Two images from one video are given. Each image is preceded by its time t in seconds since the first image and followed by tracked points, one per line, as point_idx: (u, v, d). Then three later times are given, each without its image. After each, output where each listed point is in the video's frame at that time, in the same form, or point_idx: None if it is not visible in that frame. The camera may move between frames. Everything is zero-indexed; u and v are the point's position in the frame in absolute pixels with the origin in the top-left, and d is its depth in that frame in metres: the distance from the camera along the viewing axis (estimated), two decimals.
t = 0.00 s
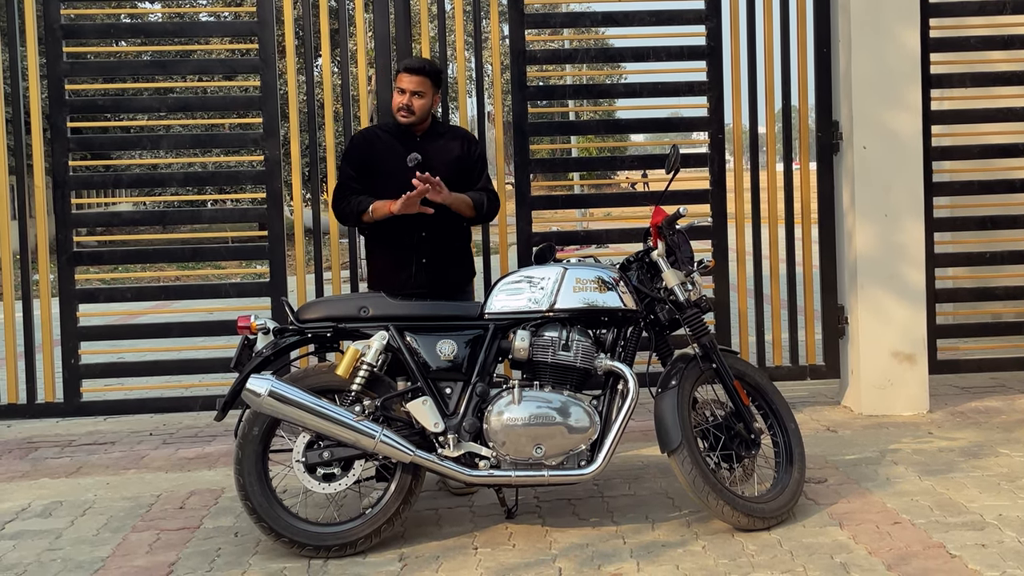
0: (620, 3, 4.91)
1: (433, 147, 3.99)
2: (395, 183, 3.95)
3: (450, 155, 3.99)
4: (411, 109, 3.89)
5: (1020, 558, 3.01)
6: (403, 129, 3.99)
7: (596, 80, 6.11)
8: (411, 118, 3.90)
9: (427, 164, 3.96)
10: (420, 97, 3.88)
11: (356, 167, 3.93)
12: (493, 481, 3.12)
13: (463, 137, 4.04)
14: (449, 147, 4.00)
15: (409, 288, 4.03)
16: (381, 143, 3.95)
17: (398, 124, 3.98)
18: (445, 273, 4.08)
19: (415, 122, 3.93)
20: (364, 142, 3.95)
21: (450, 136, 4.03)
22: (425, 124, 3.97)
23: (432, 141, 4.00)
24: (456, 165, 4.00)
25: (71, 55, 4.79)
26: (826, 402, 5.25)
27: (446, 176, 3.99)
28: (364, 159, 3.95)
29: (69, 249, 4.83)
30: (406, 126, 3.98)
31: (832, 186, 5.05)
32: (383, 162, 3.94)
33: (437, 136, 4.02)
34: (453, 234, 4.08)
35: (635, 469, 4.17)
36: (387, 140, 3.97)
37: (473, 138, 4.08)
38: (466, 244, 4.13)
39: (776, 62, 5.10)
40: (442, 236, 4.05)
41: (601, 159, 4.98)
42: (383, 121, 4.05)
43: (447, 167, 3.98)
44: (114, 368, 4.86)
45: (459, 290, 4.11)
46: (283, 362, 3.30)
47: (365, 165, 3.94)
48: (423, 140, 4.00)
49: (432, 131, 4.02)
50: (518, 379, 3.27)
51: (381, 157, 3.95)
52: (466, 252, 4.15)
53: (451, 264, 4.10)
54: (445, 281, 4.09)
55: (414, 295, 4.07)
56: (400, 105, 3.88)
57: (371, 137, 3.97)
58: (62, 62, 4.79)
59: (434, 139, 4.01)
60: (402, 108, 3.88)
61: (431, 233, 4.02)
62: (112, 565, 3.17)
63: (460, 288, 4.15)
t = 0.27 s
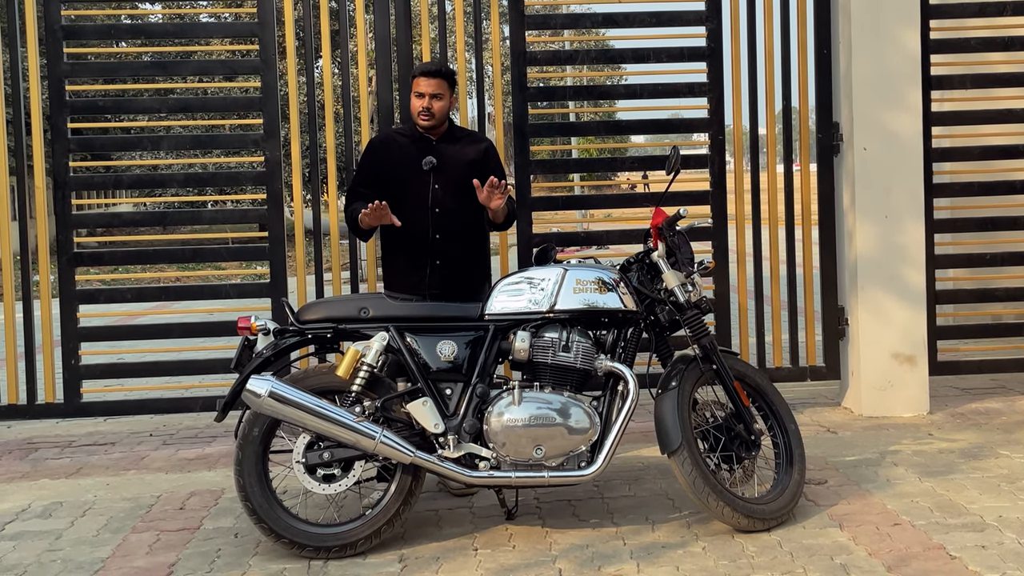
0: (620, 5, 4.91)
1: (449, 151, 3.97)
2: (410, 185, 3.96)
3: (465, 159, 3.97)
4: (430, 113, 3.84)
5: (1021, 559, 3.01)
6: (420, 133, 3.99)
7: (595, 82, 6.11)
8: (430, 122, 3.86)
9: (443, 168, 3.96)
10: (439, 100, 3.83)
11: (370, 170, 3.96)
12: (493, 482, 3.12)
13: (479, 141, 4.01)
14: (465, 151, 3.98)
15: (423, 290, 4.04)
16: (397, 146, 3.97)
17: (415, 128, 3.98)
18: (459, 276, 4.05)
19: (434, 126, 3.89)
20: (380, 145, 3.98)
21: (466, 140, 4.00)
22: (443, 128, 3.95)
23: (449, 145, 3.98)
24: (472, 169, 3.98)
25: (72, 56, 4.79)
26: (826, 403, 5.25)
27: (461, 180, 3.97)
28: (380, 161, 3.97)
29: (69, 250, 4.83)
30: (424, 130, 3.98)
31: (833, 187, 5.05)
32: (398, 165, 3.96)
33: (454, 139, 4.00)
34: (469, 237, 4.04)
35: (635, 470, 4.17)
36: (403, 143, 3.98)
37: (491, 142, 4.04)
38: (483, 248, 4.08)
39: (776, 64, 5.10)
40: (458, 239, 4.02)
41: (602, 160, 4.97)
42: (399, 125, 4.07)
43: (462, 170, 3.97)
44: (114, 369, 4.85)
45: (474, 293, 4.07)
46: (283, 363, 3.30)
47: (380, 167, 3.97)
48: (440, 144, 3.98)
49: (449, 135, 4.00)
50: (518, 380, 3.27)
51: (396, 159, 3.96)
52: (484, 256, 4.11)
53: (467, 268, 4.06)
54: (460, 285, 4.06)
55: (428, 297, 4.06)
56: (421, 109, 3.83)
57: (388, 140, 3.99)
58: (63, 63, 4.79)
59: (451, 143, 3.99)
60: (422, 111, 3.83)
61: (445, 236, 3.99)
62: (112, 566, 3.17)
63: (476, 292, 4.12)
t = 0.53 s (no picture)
0: (621, 6, 4.92)
1: (455, 152, 3.98)
2: (414, 187, 3.98)
3: (471, 161, 3.98)
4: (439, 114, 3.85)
5: (1020, 561, 3.01)
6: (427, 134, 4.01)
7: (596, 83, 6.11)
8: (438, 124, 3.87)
9: (448, 170, 3.97)
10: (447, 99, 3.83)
11: (377, 170, 3.99)
12: (493, 483, 3.12)
13: (486, 143, 4.01)
14: (471, 153, 3.99)
15: (426, 289, 4.05)
16: (403, 148, 3.99)
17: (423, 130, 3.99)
18: (462, 277, 4.04)
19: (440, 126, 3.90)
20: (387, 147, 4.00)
21: (472, 142, 4.01)
22: (449, 129, 3.95)
23: (455, 147, 3.99)
24: (477, 171, 3.98)
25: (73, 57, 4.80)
26: (826, 405, 5.25)
27: (466, 181, 3.98)
28: (386, 163, 3.99)
29: (69, 251, 4.83)
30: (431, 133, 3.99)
31: (833, 189, 5.06)
32: (403, 165, 3.98)
33: (460, 141, 4.01)
34: (474, 238, 4.04)
35: (635, 472, 4.17)
36: (409, 145, 4.00)
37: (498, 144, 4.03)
38: (488, 249, 4.08)
39: (776, 65, 5.11)
40: (462, 240, 4.01)
41: (602, 162, 4.97)
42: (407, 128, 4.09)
43: (467, 172, 3.97)
44: (114, 370, 4.85)
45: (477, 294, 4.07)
46: (283, 364, 3.31)
47: (386, 168, 3.99)
48: (446, 145, 3.99)
49: (456, 137, 4.01)
50: (518, 382, 3.27)
51: (401, 161, 3.98)
52: (489, 258, 4.11)
53: (470, 269, 4.05)
54: (463, 286, 4.06)
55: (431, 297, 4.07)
56: (429, 111, 3.83)
57: (395, 142, 4.01)
58: (63, 64, 4.80)
59: (456, 145, 4.00)
60: (430, 114, 3.84)
61: (450, 236, 3.99)
62: (112, 567, 3.17)
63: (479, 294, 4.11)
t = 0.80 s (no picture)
0: (621, 8, 4.92)
1: (457, 153, 3.97)
2: (415, 187, 3.99)
3: (473, 163, 3.97)
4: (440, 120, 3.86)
5: (1020, 564, 3.01)
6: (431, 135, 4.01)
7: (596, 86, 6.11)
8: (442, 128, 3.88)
9: (450, 171, 3.96)
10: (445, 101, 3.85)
11: (380, 168, 4.03)
12: (493, 485, 3.12)
13: (490, 145, 3.99)
14: (473, 154, 3.97)
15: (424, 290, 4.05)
16: (406, 147, 4.00)
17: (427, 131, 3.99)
18: (460, 278, 4.03)
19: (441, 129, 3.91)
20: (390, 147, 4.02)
21: (476, 143, 4.00)
22: (453, 131, 3.93)
23: (458, 148, 3.98)
24: (479, 173, 3.97)
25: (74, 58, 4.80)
26: (826, 408, 5.25)
27: (467, 183, 3.97)
28: (389, 163, 4.01)
29: (69, 252, 4.83)
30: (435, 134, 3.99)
31: (834, 191, 5.06)
32: (406, 165, 3.99)
33: (463, 142, 4.00)
34: (474, 240, 4.02)
35: (635, 474, 4.17)
36: (412, 145, 4.01)
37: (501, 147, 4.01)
38: (487, 251, 4.06)
39: (777, 67, 5.11)
40: (462, 241, 4.01)
41: (602, 163, 4.97)
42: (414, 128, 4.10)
43: (469, 174, 3.96)
44: (114, 371, 4.85)
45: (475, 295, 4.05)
46: (284, 366, 3.31)
47: (389, 167, 4.01)
48: (449, 147, 3.99)
49: (460, 138, 4.00)
50: (518, 383, 3.27)
51: (403, 161, 4.00)
52: (489, 260, 4.09)
53: (469, 270, 4.04)
54: (461, 287, 4.04)
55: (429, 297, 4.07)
56: (432, 116, 3.84)
57: (399, 142, 4.02)
58: (64, 65, 4.80)
59: (460, 146, 3.99)
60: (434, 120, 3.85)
61: (449, 237, 3.99)
62: (112, 568, 3.17)
63: (478, 295, 4.09)
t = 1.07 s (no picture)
0: (623, 11, 4.93)
1: (452, 156, 3.98)
2: (411, 192, 4.02)
3: (467, 165, 3.97)
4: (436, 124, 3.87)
5: (1021, 567, 3.01)
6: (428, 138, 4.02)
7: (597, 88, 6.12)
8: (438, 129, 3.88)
9: (445, 174, 3.97)
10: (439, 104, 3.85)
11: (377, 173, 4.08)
12: (493, 487, 3.12)
13: (484, 147, 3.98)
14: (468, 157, 3.97)
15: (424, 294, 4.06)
16: (401, 152, 4.04)
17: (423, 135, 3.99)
18: (459, 282, 4.03)
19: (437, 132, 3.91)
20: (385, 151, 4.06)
21: (471, 145, 3.99)
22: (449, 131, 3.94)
23: (454, 150, 3.99)
24: (473, 175, 3.97)
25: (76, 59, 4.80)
26: (827, 410, 5.25)
27: (462, 185, 3.97)
28: (385, 168, 4.05)
29: (71, 253, 4.83)
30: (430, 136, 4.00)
31: (835, 194, 5.06)
32: (403, 168, 4.02)
33: (459, 144, 4.00)
34: (472, 243, 4.02)
35: (635, 476, 4.17)
36: (408, 150, 4.04)
37: (497, 147, 3.99)
38: (485, 254, 4.05)
39: (778, 69, 5.11)
40: (458, 244, 4.00)
41: (603, 165, 4.97)
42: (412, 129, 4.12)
43: (463, 177, 3.96)
44: (115, 372, 4.86)
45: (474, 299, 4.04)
46: (284, 367, 3.31)
47: (384, 172, 4.05)
48: (445, 150, 4.00)
49: (456, 139, 4.00)
50: (519, 386, 3.28)
51: (399, 165, 4.03)
52: (489, 262, 4.07)
53: (467, 273, 4.03)
54: (460, 291, 4.04)
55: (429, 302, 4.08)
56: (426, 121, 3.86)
57: (394, 146, 4.06)
58: (66, 66, 4.81)
59: (455, 148, 3.99)
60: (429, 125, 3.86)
61: (445, 241, 4.00)
62: (112, 569, 3.18)
63: (477, 298, 4.07)
